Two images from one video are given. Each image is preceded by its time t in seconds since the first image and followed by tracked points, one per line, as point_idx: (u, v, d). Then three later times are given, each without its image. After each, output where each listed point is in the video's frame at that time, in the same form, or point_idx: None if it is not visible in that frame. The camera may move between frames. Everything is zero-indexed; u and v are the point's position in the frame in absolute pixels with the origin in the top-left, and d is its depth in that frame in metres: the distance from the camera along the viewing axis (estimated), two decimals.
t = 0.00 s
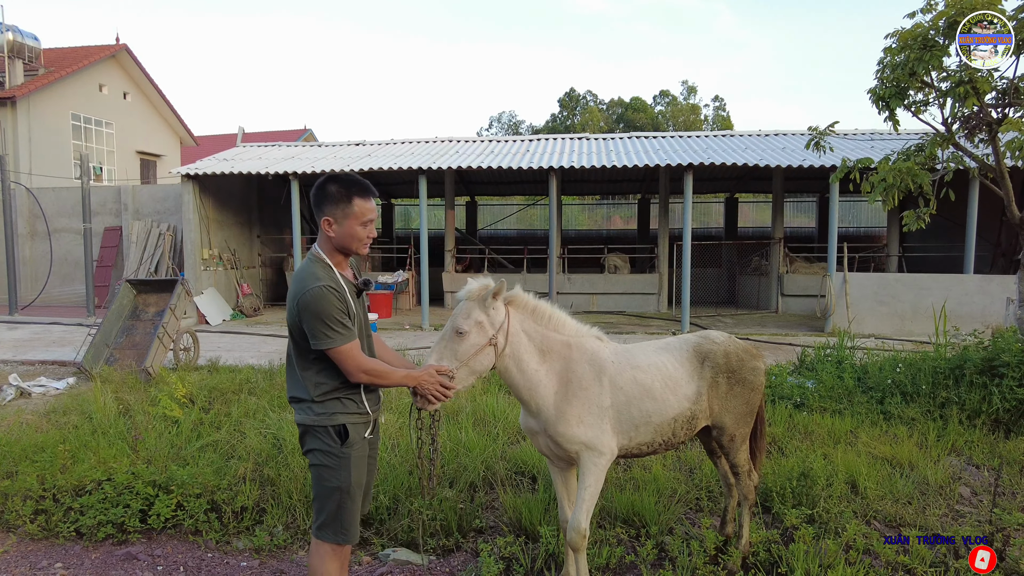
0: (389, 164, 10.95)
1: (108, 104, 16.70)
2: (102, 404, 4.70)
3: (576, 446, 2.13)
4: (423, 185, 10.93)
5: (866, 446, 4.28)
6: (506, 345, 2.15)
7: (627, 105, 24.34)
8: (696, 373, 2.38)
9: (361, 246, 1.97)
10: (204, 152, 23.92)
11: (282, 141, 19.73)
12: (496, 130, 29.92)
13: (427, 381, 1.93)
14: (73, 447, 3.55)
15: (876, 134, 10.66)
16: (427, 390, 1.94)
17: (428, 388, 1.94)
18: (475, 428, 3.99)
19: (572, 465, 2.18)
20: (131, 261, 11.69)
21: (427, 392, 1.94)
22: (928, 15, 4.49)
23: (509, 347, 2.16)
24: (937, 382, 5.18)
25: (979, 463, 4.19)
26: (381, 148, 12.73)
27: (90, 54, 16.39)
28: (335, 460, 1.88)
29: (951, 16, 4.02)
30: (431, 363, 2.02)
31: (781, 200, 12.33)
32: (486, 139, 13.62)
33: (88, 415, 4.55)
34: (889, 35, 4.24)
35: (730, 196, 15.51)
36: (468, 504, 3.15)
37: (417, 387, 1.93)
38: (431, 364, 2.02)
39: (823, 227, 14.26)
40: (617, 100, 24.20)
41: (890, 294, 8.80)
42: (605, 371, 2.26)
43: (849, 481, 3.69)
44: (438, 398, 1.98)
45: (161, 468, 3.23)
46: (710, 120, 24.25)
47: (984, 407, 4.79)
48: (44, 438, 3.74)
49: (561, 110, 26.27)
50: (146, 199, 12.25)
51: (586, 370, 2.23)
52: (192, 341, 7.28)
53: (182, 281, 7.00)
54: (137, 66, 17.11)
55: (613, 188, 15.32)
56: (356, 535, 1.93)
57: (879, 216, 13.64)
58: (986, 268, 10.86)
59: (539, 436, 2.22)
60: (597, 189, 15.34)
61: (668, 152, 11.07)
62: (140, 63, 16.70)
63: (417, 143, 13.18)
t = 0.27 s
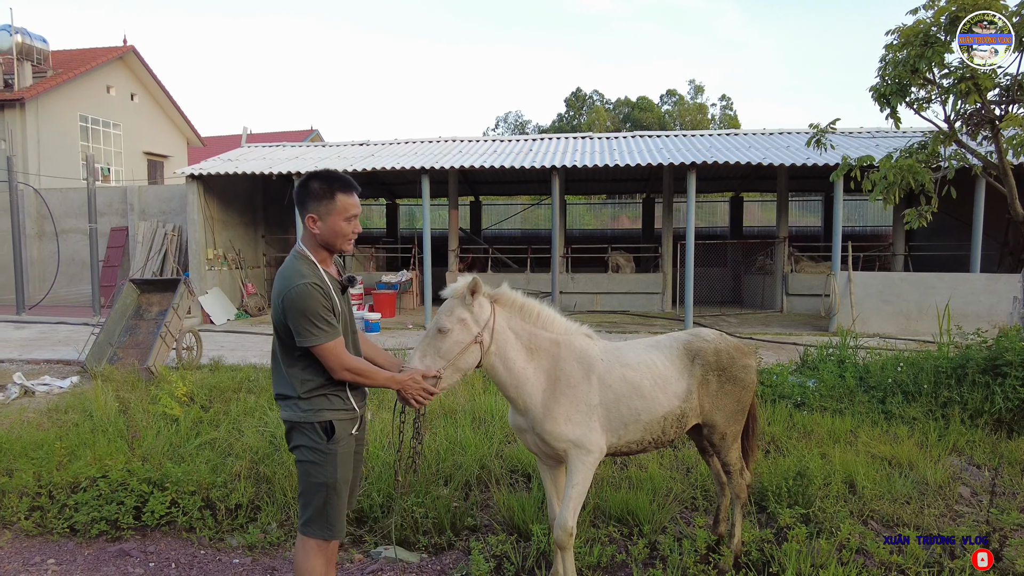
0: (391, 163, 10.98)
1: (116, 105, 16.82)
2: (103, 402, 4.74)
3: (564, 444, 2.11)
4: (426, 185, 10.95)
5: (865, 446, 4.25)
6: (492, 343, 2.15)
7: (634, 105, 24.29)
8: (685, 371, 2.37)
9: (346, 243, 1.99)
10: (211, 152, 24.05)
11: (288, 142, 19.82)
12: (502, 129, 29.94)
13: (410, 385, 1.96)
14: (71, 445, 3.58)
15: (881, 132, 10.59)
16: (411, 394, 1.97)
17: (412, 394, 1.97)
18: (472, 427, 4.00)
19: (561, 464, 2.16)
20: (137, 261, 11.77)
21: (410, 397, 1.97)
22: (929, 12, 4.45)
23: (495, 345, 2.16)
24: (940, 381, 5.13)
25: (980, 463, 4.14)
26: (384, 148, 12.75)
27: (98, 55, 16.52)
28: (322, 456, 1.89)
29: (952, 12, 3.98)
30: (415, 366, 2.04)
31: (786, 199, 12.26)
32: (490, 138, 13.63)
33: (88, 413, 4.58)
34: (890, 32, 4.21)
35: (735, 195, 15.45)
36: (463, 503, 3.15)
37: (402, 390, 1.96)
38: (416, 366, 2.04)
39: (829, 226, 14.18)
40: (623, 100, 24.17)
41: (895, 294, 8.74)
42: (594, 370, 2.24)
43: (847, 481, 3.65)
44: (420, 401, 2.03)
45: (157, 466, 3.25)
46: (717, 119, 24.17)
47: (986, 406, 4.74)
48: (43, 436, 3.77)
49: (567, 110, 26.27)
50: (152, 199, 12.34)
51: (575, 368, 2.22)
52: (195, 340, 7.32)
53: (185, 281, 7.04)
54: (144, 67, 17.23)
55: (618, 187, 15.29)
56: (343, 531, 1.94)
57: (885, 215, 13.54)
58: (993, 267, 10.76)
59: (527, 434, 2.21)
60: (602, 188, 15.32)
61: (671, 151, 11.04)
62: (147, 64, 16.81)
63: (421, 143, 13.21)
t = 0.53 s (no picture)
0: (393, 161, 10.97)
1: (122, 105, 16.89)
2: (99, 398, 4.74)
3: (550, 440, 2.07)
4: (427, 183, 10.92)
5: (864, 444, 4.20)
6: (475, 337, 2.12)
7: (640, 104, 24.23)
8: (675, 366, 2.33)
9: (327, 229, 1.95)
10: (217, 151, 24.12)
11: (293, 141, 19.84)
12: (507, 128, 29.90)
13: (391, 377, 1.92)
14: (64, 439, 3.57)
15: (886, 129, 10.48)
16: (391, 388, 1.93)
17: (393, 388, 1.93)
18: (468, 425, 3.98)
19: (547, 460, 2.12)
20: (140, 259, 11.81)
21: (391, 390, 1.93)
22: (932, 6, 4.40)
23: (478, 340, 2.13)
24: (942, 380, 5.07)
25: (981, 462, 4.09)
26: (387, 147, 12.75)
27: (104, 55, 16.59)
28: (303, 449, 1.86)
29: (955, 5, 3.93)
30: (396, 359, 2.01)
31: (790, 197, 12.18)
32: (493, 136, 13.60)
33: (85, 410, 4.59)
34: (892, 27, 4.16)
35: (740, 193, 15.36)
36: (454, 500, 3.14)
37: (383, 384, 1.93)
38: (397, 360, 2.02)
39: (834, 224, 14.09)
40: (629, 99, 24.11)
41: (900, 292, 8.66)
42: (583, 365, 2.19)
43: (844, 480, 3.60)
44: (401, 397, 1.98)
45: (147, 461, 3.23)
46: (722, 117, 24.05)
47: (988, 404, 4.68)
48: (37, 431, 3.77)
49: (572, 109, 26.24)
50: (155, 198, 12.37)
51: (563, 363, 2.17)
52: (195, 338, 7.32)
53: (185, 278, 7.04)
54: (150, 67, 17.30)
55: (621, 185, 15.24)
56: (324, 524, 1.92)
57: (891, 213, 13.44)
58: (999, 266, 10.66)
59: (513, 430, 2.17)
60: (606, 187, 15.29)
61: (674, 149, 10.98)
62: (152, 64, 16.87)
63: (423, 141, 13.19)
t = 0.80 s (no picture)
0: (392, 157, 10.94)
1: (126, 102, 16.93)
2: (91, 390, 4.72)
3: (524, 425, 2.03)
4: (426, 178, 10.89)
5: (861, 438, 4.13)
6: (447, 320, 2.07)
7: (645, 101, 24.13)
8: (656, 353, 2.27)
9: (296, 204, 1.90)
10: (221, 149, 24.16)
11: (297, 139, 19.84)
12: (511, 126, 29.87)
13: (362, 354, 1.90)
14: (49, 428, 3.55)
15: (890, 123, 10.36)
16: (364, 363, 1.91)
17: (364, 363, 1.91)
18: (458, 418, 3.94)
19: (521, 447, 2.08)
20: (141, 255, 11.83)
21: (364, 366, 1.91)
22: None
23: (451, 324, 2.08)
24: (941, 373, 4.99)
25: (979, 456, 4.02)
26: (387, 143, 12.71)
27: (108, 53, 16.63)
28: (263, 431, 1.82)
29: None
30: (366, 337, 2.00)
31: (793, 193, 12.07)
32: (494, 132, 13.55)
33: (76, 401, 4.57)
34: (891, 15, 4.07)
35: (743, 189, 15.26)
36: (438, 491, 3.10)
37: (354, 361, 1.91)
38: (366, 338, 2.00)
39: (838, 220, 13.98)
40: (634, 96, 24.03)
41: (902, 288, 8.56)
42: (561, 350, 2.13)
43: (838, 474, 3.54)
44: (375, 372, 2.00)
45: (130, 451, 3.20)
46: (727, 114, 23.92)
47: (988, 398, 4.61)
48: (24, 422, 3.75)
49: (578, 107, 26.19)
50: (156, 194, 12.39)
51: (540, 348, 2.11)
52: (191, 332, 7.31)
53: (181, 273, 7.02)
54: (153, 64, 17.34)
55: (624, 181, 15.16)
56: (287, 509, 1.87)
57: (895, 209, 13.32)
58: (1005, 262, 10.55)
59: (488, 416, 2.12)
60: (608, 183, 15.22)
61: (675, 143, 10.90)
62: (156, 61, 16.90)
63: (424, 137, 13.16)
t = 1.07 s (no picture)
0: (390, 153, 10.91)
1: (129, 102, 16.95)
2: (80, 386, 4.69)
3: (494, 415, 2.00)
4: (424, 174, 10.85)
5: (856, 433, 4.05)
6: (414, 307, 2.07)
7: (650, 100, 24.03)
8: (635, 342, 2.22)
9: (263, 187, 1.85)
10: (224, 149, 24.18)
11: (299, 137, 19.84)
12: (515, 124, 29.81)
13: (335, 337, 1.92)
14: (31, 421, 3.51)
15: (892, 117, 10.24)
16: (337, 345, 1.93)
17: (336, 345, 1.93)
18: (447, 413, 3.90)
19: (494, 438, 2.05)
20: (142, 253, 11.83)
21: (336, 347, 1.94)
22: None
23: (419, 310, 2.08)
24: (939, 368, 4.90)
25: (976, 451, 3.93)
26: (386, 140, 12.67)
27: (111, 52, 16.67)
28: (221, 418, 1.79)
29: None
30: (333, 320, 2.00)
31: (795, 189, 11.96)
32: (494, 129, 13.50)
33: (65, 396, 4.54)
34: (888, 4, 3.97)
35: (745, 186, 15.15)
36: (421, 486, 3.05)
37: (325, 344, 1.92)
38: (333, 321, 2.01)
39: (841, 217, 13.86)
40: (639, 94, 23.94)
41: (905, 283, 8.45)
42: (535, 338, 2.09)
43: (831, 469, 3.47)
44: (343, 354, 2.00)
45: (111, 444, 3.16)
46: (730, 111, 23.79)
47: (987, 393, 4.52)
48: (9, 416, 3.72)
49: (582, 105, 26.14)
50: (157, 192, 12.40)
51: (513, 336, 2.07)
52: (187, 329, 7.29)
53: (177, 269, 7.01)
54: (156, 63, 17.36)
55: (625, 178, 15.09)
56: (249, 497, 1.84)
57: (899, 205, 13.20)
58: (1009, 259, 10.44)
59: (461, 407, 2.09)
60: (609, 179, 15.14)
61: (674, 139, 10.82)
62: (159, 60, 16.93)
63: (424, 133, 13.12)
